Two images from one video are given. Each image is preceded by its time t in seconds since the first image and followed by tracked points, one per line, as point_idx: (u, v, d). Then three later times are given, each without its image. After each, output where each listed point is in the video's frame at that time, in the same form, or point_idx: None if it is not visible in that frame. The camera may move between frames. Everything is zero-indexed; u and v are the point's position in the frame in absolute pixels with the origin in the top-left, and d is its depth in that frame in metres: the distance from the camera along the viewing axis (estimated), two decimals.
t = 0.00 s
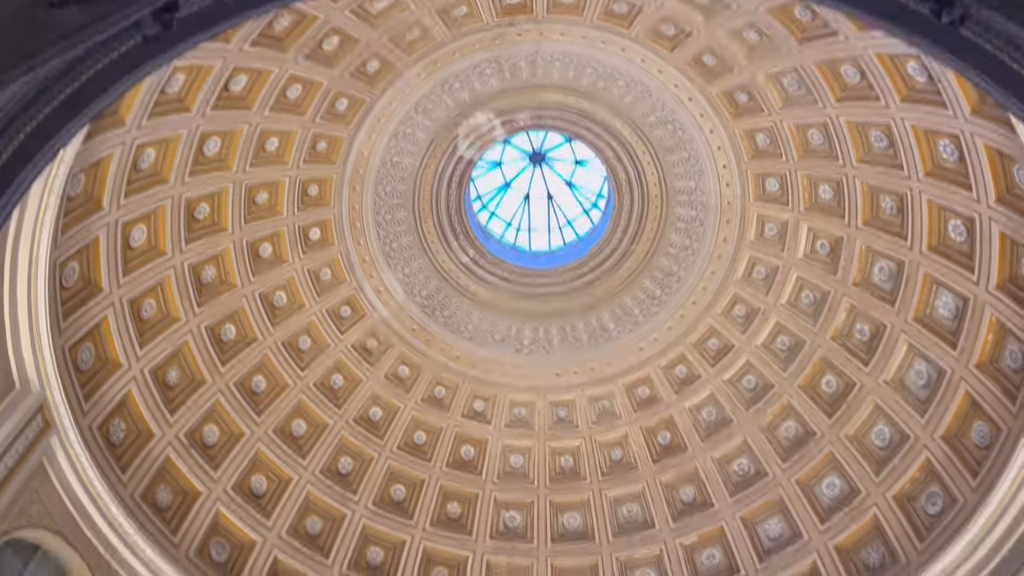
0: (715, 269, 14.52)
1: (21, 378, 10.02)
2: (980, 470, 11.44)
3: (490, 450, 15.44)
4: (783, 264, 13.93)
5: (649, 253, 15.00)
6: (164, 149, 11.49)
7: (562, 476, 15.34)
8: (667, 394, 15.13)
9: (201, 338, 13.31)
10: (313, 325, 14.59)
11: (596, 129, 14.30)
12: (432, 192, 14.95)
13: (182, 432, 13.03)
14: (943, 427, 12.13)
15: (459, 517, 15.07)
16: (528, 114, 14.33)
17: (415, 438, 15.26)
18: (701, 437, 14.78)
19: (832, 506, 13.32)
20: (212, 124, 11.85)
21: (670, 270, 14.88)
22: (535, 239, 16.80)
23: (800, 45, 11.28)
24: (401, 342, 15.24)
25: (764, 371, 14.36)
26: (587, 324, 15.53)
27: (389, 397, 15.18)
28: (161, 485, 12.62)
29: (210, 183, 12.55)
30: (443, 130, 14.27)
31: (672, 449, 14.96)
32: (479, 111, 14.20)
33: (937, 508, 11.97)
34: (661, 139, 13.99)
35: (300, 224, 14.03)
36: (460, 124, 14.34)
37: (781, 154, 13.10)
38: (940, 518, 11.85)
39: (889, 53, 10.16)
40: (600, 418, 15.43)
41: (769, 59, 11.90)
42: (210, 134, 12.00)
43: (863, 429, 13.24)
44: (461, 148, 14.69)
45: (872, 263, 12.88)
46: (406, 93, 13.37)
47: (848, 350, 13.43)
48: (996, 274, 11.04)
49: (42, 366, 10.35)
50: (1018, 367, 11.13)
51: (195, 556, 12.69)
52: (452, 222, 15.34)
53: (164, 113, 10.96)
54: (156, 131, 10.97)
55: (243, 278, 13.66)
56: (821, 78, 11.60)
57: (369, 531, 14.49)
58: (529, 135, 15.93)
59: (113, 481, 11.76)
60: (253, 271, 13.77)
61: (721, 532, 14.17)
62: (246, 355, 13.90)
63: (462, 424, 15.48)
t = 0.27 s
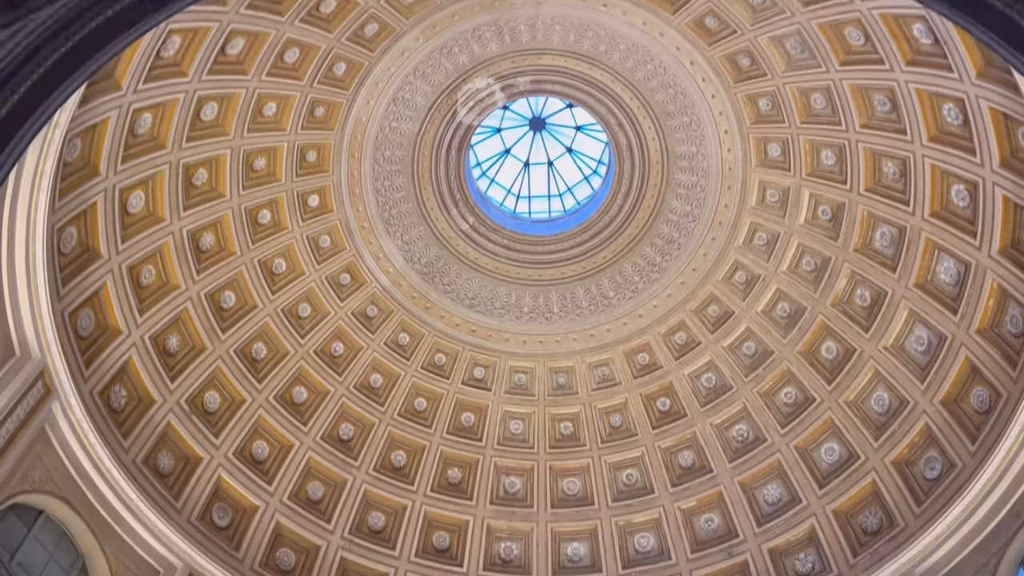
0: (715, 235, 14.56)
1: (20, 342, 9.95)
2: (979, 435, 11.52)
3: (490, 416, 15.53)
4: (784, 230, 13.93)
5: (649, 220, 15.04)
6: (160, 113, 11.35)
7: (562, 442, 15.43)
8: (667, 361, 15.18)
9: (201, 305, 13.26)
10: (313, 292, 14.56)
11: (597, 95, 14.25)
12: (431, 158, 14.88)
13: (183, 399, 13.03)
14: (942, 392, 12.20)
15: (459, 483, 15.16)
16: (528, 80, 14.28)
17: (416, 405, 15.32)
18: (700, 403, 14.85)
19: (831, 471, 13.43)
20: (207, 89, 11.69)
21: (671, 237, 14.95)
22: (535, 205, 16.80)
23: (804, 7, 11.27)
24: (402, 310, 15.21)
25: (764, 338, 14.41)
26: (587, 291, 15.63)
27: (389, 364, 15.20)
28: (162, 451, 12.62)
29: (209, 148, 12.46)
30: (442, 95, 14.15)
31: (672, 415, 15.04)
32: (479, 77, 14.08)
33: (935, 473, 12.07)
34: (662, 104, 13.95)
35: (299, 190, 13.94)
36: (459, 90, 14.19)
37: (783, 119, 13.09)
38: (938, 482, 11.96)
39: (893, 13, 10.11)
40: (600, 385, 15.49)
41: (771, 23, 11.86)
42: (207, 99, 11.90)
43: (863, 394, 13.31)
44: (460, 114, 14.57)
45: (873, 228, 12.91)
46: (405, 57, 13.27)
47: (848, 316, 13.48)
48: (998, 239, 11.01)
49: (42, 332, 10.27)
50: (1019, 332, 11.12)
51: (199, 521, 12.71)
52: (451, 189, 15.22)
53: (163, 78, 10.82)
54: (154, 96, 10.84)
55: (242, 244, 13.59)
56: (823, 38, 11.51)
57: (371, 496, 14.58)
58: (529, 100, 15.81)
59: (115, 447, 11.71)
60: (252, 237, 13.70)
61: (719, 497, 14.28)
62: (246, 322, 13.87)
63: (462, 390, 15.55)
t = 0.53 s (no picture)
0: (715, 205, 14.51)
1: (18, 310, 9.92)
2: (977, 403, 11.55)
3: (491, 386, 15.55)
4: (786, 198, 13.86)
5: (650, 189, 14.96)
6: (156, 80, 11.26)
7: (561, 412, 15.47)
8: (666, 331, 15.17)
9: (200, 275, 13.22)
10: (312, 262, 14.51)
11: (597, 63, 14.11)
12: (430, 128, 14.75)
13: (183, 368, 13.03)
14: (942, 360, 12.19)
15: (460, 452, 15.23)
16: (528, 47, 14.18)
17: (416, 375, 15.33)
18: (700, 373, 14.86)
19: (830, 439, 13.47)
20: (204, 55, 11.60)
21: (671, 206, 14.89)
22: (534, 175, 16.71)
23: None
24: (401, 280, 15.17)
25: (764, 307, 14.39)
26: (587, 261, 15.60)
27: (389, 334, 15.18)
28: (163, 420, 12.65)
29: (205, 116, 12.33)
30: (440, 62, 14.02)
31: (671, 384, 15.06)
32: (478, 44, 13.95)
33: (934, 441, 12.11)
34: (664, 71, 13.81)
35: (297, 159, 13.85)
36: (457, 58, 14.05)
37: (785, 86, 13.00)
38: (936, 450, 12.00)
39: None
40: (600, 355, 15.49)
41: None
42: (203, 67, 11.78)
43: (862, 362, 13.31)
44: (459, 82, 14.42)
45: (875, 196, 12.84)
46: (402, 24, 13.20)
47: (849, 285, 13.45)
48: (1000, 206, 10.92)
49: (39, 300, 10.23)
50: (1019, 300, 11.06)
51: (200, 490, 12.78)
52: (450, 159, 15.11)
53: (158, 45, 10.74)
54: (149, 63, 10.73)
55: (240, 214, 13.52)
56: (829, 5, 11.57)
57: (371, 465, 14.65)
58: (529, 67, 15.61)
59: (115, 417, 11.73)
60: (250, 207, 13.63)
61: (718, 465, 14.34)
62: (245, 292, 13.83)
63: (462, 360, 15.54)
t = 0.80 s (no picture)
0: (716, 168, 14.40)
1: (14, 274, 9.89)
2: (976, 365, 11.59)
3: (490, 351, 15.55)
4: (787, 161, 13.76)
5: (650, 153, 14.85)
6: (148, 41, 11.30)
7: (560, 376, 15.48)
8: (666, 295, 15.14)
9: (197, 240, 13.15)
10: (310, 227, 14.44)
11: (596, 23, 13.98)
12: (427, 91, 14.59)
13: (181, 333, 13.02)
14: (941, 323, 12.18)
15: (459, 417, 15.27)
16: (528, 7, 14.13)
17: (415, 340, 15.30)
18: (699, 337, 14.85)
19: (828, 402, 13.51)
20: (198, 16, 11.67)
21: (671, 170, 14.77)
22: (534, 139, 16.51)
23: None
24: (400, 245, 15.09)
25: (764, 271, 14.34)
26: (587, 226, 15.49)
27: (387, 299, 15.15)
28: (162, 384, 12.67)
29: (199, 79, 12.31)
30: (438, 23, 13.92)
31: (670, 349, 15.06)
32: (475, 4, 13.87)
33: (932, 403, 12.15)
34: (664, 32, 13.70)
35: (293, 122, 13.74)
36: (455, 18, 13.98)
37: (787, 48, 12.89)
38: (935, 413, 12.04)
39: None
40: (598, 320, 15.46)
41: None
42: (197, 27, 11.84)
43: (862, 326, 13.29)
44: (456, 43, 14.27)
45: (876, 159, 12.74)
46: None
47: (849, 248, 13.38)
48: (1003, 168, 10.92)
49: (35, 264, 10.17)
50: (1020, 263, 11.03)
51: (200, 453, 12.85)
52: (448, 122, 15.00)
53: (150, 3, 10.83)
54: (141, 23, 10.84)
55: (237, 178, 13.42)
56: None
57: (371, 429, 14.71)
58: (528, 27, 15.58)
59: (114, 381, 11.75)
60: (247, 171, 13.54)
61: (716, 428, 14.39)
62: (243, 256, 13.78)
63: (461, 325, 15.52)
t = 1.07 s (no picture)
0: (717, 122, 14.25)
1: (10, 229, 9.87)
2: (975, 320, 11.59)
3: (490, 308, 15.53)
4: (788, 115, 13.62)
5: (651, 107, 14.74)
6: None
7: (560, 333, 15.48)
8: (665, 252, 15.08)
9: (194, 195, 13.05)
10: (307, 182, 14.33)
11: None
12: (425, 43, 14.50)
13: (180, 289, 12.99)
14: (942, 278, 12.13)
15: (459, 372, 15.30)
16: None
17: (414, 296, 15.29)
18: (699, 293, 14.82)
19: (827, 357, 13.53)
20: None
21: (672, 124, 14.64)
22: (533, 93, 16.26)
23: None
24: (398, 201, 14.99)
25: (764, 227, 14.26)
26: (587, 181, 15.41)
27: (386, 255, 15.09)
28: (162, 340, 12.68)
29: (194, 30, 12.15)
30: None
31: (669, 305, 15.05)
32: None
33: (931, 358, 12.16)
34: None
35: (289, 75, 13.59)
36: None
37: None
38: (933, 367, 12.06)
39: None
40: (598, 276, 15.40)
41: None
42: None
43: (862, 281, 13.25)
44: None
45: (880, 112, 12.60)
46: None
47: (850, 203, 13.30)
48: (1008, 119, 10.80)
49: (31, 218, 10.10)
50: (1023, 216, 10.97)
51: (201, 408, 12.91)
52: (446, 76, 14.87)
53: None
54: None
55: (233, 132, 13.28)
56: None
57: (371, 385, 14.76)
58: None
59: (114, 336, 11.75)
60: (242, 125, 13.39)
61: (715, 384, 14.44)
62: (240, 212, 13.69)
63: (461, 282, 15.47)
